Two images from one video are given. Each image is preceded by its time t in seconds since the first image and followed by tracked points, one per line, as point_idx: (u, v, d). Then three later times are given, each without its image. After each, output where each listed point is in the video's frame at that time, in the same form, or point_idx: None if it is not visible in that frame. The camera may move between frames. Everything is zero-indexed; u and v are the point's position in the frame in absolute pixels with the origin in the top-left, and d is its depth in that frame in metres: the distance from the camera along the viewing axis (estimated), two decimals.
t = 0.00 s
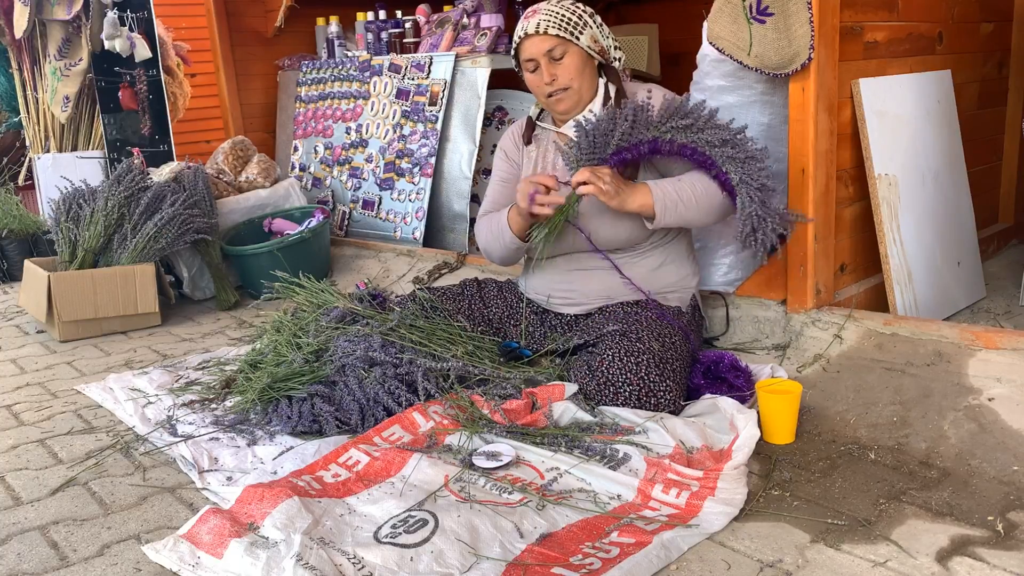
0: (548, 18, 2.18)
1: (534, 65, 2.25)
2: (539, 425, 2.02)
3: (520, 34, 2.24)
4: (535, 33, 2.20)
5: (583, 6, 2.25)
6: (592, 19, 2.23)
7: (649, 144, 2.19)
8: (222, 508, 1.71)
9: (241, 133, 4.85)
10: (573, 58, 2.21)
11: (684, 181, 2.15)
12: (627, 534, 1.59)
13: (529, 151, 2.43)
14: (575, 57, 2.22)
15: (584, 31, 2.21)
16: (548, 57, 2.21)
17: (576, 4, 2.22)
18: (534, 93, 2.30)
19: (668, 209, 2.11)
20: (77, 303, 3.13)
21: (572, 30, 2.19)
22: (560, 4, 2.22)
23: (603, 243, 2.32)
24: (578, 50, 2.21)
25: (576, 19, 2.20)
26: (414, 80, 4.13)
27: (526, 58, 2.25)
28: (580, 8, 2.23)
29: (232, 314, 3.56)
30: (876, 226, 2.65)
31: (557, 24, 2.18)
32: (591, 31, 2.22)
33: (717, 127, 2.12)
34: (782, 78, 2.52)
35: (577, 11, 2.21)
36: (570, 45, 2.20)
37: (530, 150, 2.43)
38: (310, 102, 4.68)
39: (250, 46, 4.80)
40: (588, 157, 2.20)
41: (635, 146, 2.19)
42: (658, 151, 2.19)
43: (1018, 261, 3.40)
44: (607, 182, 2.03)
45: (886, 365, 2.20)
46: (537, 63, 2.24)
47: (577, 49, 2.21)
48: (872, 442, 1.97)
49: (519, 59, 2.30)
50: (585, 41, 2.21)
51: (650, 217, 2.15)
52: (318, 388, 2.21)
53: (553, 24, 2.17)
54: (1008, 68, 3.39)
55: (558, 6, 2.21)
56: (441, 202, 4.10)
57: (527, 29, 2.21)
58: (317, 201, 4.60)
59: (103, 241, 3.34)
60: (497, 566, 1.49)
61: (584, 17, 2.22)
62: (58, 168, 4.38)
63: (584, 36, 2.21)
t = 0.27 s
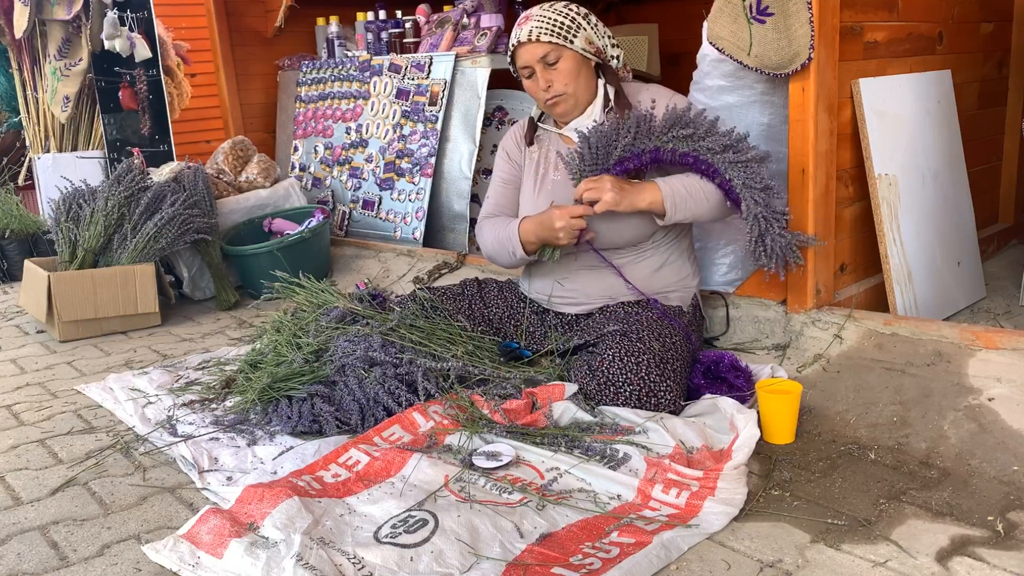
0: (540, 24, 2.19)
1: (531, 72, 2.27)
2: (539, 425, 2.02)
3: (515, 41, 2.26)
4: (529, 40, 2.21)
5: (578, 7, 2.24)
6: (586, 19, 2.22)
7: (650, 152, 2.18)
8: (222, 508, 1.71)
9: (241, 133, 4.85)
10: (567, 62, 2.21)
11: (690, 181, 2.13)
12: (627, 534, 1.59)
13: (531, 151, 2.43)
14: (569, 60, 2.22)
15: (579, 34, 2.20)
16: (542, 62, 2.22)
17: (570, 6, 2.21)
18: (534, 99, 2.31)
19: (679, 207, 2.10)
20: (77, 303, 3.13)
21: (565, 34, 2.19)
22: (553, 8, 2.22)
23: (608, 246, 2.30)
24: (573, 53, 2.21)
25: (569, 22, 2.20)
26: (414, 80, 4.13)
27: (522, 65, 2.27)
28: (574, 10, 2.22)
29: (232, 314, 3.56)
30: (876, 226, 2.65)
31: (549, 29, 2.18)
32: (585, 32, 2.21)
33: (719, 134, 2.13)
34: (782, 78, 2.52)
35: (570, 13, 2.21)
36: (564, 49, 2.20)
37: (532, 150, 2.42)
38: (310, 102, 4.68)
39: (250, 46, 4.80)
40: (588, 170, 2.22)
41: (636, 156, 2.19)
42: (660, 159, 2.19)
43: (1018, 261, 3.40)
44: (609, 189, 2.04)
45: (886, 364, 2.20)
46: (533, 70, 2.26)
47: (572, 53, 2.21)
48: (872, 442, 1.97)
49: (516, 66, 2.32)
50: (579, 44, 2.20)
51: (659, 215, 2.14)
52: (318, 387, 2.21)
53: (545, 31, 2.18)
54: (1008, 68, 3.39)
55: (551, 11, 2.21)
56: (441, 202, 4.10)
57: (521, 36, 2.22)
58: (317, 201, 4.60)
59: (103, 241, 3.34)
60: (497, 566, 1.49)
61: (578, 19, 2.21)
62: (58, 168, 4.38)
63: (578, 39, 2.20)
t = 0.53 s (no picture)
0: (544, 29, 2.18)
1: (533, 77, 2.26)
2: (540, 425, 2.02)
3: (517, 45, 2.24)
4: (532, 45, 2.20)
5: (582, 11, 2.23)
6: (590, 24, 2.21)
7: (697, 123, 2.18)
8: (222, 508, 1.71)
9: (241, 133, 4.85)
10: (570, 68, 2.21)
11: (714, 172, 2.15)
12: (627, 534, 1.59)
13: (529, 155, 2.45)
14: (572, 66, 2.21)
15: (582, 39, 2.19)
16: (545, 68, 2.21)
17: (574, 10, 2.20)
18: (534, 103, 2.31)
19: (691, 196, 2.11)
20: (78, 303, 3.13)
21: (569, 40, 2.18)
22: (557, 12, 2.20)
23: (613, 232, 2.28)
24: (576, 59, 2.21)
25: (572, 27, 2.18)
26: (414, 80, 4.13)
27: (523, 68, 2.26)
28: (578, 14, 2.21)
29: (232, 313, 3.56)
30: (876, 226, 2.65)
31: (553, 34, 2.17)
32: (589, 38, 2.21)
33: (768, 127, 2.10)
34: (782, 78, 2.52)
35: (574, 18, 2.19)
36: (567, 55, 2.19)
37: (529, 155, 2.45)
38: (310, 102, 4.68)
39: (250, 46, 4.80)
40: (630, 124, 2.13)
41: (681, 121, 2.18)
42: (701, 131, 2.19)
43: (1018, 261, 3.40)
44: (642, 150, 2.03)
45: (886, 364, 2.20)
46: (535, 74, 2.25)
47: (575, 58, 2.20)
48: (872, 442, 1.97)
49: (517, 69, 2.30)
50: (582, 50, 2.19)
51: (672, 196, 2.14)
52: (318, 388, 2.21)
53: (549, 36, 2.17)
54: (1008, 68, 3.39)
55: (555, 15, 2.20)
56: (441, 202, 4.11)
57: (524, 41, 2.21)
58: (317, 201, 4.60)
59: (103, 241, 3.34)
60: (497, 566, 1.49)
61: (581, 24, 2.20)
62: (58, 168, 4.38)
63: (582, 44, 2.19)
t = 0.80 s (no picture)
0: (555, 31, 2.14)
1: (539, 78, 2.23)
2: (540, 425, 2.02)
3: (524, 45, 2.20)
4: (541, 47, 2.16)
5: (592, 13, 2.20)
6: (599, 28, 2.19)
7: (687, 180, 2.14)
8: (222, 508, 1.71)
9: (241, 133, 4.85)
10: (578, 74, 2.19)
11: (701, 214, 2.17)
12: (628, 534, 1.59)
13: (527, 160, 2.43)
14: (580, 71, 2.19)
15: (592, 44, 2.17)
16: (553, 71, 2.18)
17: (584, 13, 2.17)
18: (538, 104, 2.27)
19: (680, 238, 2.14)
20: (77, 303, 3.13)
21: (579, 44, 2.15)
22: (567, 13, 2.16)
23: (607, 253, 2.31)
24: (585, 64, 2.18)
25: (583, 32, 2.16)
26: (414, 80, 4.13)
27: (528, 69, 2.22)
28: (589, 18, 2.18)
29: (232, 314, 3.56)
30: (876, 226, 2.65)
31: (564, 38, 2.14)
32: (598, 42, 2.19)
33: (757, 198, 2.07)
34: (782, 78, 2.52)
35: (584, 21, 2.16)
36: (576, 60, 2.17)
37: (527, 160, 2.43)
38: (310, 102, 4.68)
39: (250, 46, 4.80)
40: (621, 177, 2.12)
41: (671, 177, 2.14)
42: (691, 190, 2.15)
43: (1018, 261, 3.40)
44: (635, 206, 2.04)
45: (886, 365, 2.20)
46: (541, 76, 2.21)
47: (584, 64, 2.18)
48: (872, 442, 1.97)
49: (521, 68, 2.26)
50: (591, 55, 2.17)
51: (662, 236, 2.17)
52: (318, 387, 2.21)
53: (559, 40, 2.13)
54: (1008, 68, 3.39)
55: (565, 16, 2.16)
56: (441, 202, 4.11)
57: (533, 42, 2.16)
58: (317, 201, 4.60)
59: (103, 241, 3.34)
60: (497, 566, 1.49)
61: (591, 28, 2.17)
62: (58, 168, 4.38)
63: (591, 49, 2.17)
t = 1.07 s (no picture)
0: (570, 31, 2.12)
1: (548, 76, 2.20)
2: (540, 425, 2.02)
3: (537, 40, 2.17)
4: (554, 45, 2.13)
5: (606, 16, 2.19)
6: (612, 33, 2.18)
7: (696, 198, 2.12)
8: (222, 508, 1.71)
9: (241, 133, 4.85)
10: (589, 76, 2.18)
11: (706, 229, 2.17)
12: (628, 534, 1.59)
13: (527, 162, 2.41)
14: (592, 75, 2.18)
15: (604, 47, 2.16)
16: (565, 71, 2.16)
17: (600, 15, 2.16)
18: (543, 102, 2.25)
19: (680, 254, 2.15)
20: (77, 303, 3.13)
21: (593, 46, 2.14)
22: (583, 14, 2.15)
23: (602, 265, 2.32)
24: (596, 67, 2.18)
25: (597, 34, 2.14)
26: (414, 80, 4.13)
27: (538, 67, 2.20)
28: (604, 21, 2.17)
29: (232, 314, 3.56)
30: (876, 226, 2.65)
31: (580, 39, 2.12)
32: (611, 47, 2.18)
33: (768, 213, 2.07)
34: (782, 79, 2.52)
35: (599, 24, 2.15)
36: (588, 63, 2.16)
37: (528, 162, 2.41)
38: (310, 102, 4.68)
39: (250, 46, 4.79)
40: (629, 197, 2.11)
41: (681, 196, 2.13)
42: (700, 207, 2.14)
43: (1018, 261, 3.40)
44: (643, 228, 2.04)
45: (886, 364, 2.20)
46: (550, 75, 2.19)
47: (595, 67, 2.17)
48: (872, 442, 1.97)
49: (530, 65, 2.23)
50: (603, 58, 2.17)
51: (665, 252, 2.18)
52: (318, 388, 2.21)
53: (574, 40, 2.11)
54: (1008, 68, 3.39)
55: (581, 17, 2.14)
56: (441, 202, 4.11)
57: (546, 40, 2.14)
58: (317, 201, 4.60)
59: (103, 241, 3.34)
60: (497, 566, 1.49)
61: (605, 31, 2.16)
62: (58, 168, 4.38)
63: (603, 52, 2.17)
